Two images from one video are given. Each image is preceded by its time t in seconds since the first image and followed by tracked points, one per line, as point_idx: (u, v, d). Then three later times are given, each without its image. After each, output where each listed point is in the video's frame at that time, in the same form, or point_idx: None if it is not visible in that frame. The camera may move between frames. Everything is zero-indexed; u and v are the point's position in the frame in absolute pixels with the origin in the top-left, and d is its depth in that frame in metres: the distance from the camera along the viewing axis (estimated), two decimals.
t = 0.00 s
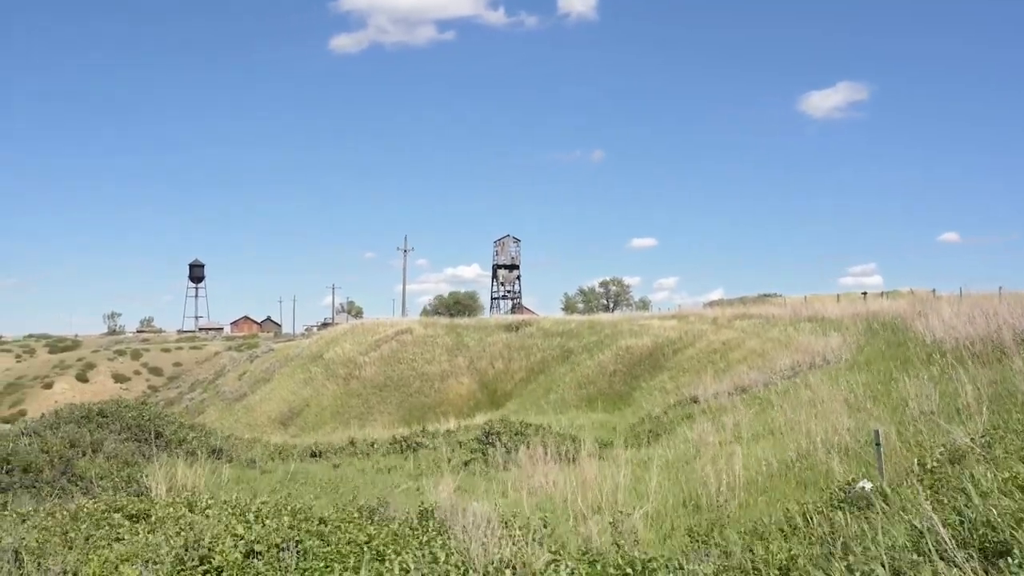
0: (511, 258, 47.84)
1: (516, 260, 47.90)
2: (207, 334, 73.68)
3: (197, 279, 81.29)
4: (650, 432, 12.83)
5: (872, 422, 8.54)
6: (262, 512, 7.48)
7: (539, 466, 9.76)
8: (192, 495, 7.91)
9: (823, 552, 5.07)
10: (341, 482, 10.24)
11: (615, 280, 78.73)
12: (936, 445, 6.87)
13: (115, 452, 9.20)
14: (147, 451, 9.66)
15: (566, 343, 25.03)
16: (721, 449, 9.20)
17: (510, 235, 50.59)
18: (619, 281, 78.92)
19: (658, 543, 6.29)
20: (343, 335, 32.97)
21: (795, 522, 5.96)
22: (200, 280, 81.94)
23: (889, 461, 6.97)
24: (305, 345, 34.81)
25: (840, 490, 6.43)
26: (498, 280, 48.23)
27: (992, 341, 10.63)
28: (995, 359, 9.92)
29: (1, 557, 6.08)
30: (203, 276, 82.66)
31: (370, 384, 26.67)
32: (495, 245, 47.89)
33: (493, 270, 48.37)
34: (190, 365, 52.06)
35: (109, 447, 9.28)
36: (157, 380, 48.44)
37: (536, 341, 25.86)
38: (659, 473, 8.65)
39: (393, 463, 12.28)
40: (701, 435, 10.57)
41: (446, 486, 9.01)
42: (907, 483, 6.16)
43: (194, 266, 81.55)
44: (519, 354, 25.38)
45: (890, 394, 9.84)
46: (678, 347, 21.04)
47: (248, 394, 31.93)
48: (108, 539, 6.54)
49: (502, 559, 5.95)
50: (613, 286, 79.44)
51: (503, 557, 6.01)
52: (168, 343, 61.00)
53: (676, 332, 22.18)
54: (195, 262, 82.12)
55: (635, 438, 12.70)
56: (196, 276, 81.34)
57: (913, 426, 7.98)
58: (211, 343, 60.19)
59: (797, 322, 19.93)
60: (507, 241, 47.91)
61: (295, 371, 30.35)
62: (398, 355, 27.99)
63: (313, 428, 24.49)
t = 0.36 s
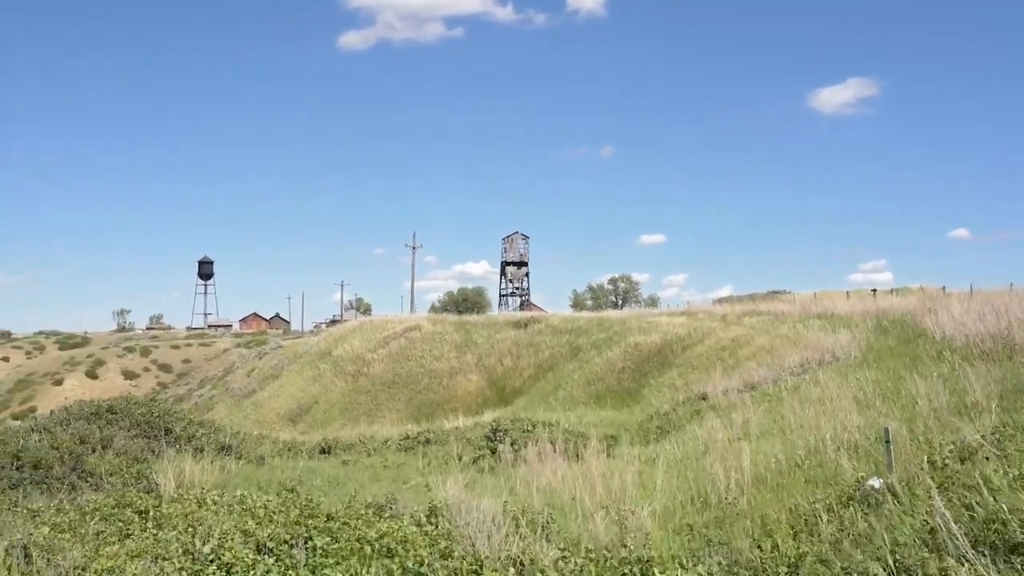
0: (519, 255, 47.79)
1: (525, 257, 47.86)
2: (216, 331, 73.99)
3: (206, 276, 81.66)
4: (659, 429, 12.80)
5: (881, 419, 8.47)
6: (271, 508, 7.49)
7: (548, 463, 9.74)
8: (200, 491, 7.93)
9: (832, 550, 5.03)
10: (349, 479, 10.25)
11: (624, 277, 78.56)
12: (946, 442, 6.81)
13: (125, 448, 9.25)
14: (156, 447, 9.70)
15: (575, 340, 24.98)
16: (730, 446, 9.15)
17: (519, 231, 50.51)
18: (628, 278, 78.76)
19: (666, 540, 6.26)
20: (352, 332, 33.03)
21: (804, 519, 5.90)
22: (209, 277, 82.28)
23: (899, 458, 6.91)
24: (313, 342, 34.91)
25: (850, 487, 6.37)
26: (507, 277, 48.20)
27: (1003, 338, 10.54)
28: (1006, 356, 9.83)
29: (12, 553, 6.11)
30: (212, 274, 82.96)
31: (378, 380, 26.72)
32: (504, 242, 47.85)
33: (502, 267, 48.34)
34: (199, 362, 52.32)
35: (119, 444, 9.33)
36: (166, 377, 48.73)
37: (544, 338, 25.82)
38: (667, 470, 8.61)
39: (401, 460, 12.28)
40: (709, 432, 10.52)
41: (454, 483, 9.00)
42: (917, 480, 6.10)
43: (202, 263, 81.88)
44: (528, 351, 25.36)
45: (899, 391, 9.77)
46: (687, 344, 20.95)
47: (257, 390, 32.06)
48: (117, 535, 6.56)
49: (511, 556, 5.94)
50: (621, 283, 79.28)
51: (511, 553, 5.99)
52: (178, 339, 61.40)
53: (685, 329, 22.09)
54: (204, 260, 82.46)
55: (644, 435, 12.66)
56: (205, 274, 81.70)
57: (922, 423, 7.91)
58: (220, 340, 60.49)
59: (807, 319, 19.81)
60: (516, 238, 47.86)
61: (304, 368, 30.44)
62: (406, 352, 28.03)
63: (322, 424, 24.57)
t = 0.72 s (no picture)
0: (529, 250, 47.73)
1: (535, 253, 47.79)
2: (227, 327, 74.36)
3: (217, 271, 82.13)
4: (669, 424, 12.72)
5: (892, 415, 8.38)
6: (282, 503, 7.50)
7: (558, 458, 9.70)
8: (211, 486, 7.95)
9: (843, 545, 4.97)
10: (360, 473, 10.26)
11: (634, 273, 78.38)
12: (959, 438, 6.72)
13: (136, 443, 9.29)
14: (167, 442, 9.74)
15: (585, 335, 24.91)
16: (740, 442, 9.08)
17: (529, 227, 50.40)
18: (639, 273, 78.57)
19: (677, 536, 6.21)
20: (362, 327, 33.11)
21: (815, 515, 5.83)
22: (219, 273, 82.74)
23: (912, 454, 6.83)
24: (323, 337, 35.02)
25: (861, 483, 6.30)
26: (517, 272, 48.15)
27: (1016, 334, 10.42)
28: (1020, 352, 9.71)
29: (24, 547, 6.13)
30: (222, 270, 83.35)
31: (389, 376, 26.77)
32: (514, 237, 47.80)
33: (512, 263, 48.30)
34: (209, 357, 52.59)
35: (130, 439, 9.37)
36: (176, 372, 49.05)
37: (554, 333, 25.77)
38: (677, 466, 8.56)
39: (411, 455, 12.28)
40: (720, 427, 10.46)
41: (464, 478, 8.98)
42: (928, 476, 6.01)
43: (213, 258, 82.27)
44: (538, 347, 25.32)
45: (911, 387, 9.67)
46: (698, 339, 20.84)
47: (268, 386, 32.21)
48: (129, 529, 6.59)
49: (521, 552, 5.91)
50: (631, 278, 79.05)
51: (521, 549, 5.97)
52: (188, 334, 61.75)
53: (695, 324, 21.98)
54: (215, 255, 82.82)
55: (654, 430, 12.60)
56: (215, 269, 82.15)
57: (934, 419, 7.82)
58: (230, 335, 60.80)
59: (818, 314, 19.68)
60: (526, 233, 47.80)
61: (314, 364, 30.54)
62: (417, 348, 28.05)
63: (333, 420, 24.64)
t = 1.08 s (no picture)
0: (539, 245, 47.66)
1: (544, 248, 47.73)
2: (237, 322, 74.70)
3: (227, 266, 82.56)
4: (679, 419, 12.68)
5: (903, 410, 8.31)
6: (291, 498, 7.52)
7: (567, 453, 9.68)
8: (221, 480, 7.98)
9: (853, 541, 4.92)
10: (369, 468, 10.27)
11: (644, 268, 78.20)
12: (970, 433, 6.65)
13: (146, 438, 9.33)
14: (177, 437, 9.78)
15: (594, 330, 24.85)
16: (750, 437, 9.02)
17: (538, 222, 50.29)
18: (648, 268, 78.36)
19: (687, 531, 6.18)
20: (371, 323, 33.17)
21: (825, 510, 5.78)
22: (229, 268, 83.11)
23: (922, 450, 6.76)
24: (333, 333, 35.11)
25: (871, 479, 6.25)
26: (526, 268, 48.11)
27: None
28: None
29: (35, 541, 6.17)
30: (231, 265, 83.70)
31: (398, 371, 26.82)
32: (523, 233, 47.74)
33: (521, 258, 48.25)
34: (219, 352, 52.88)
35: (140, 433, 9.42)
36: (187, 367, 49.38)
37: (563, 329, 25.72)
38: (687, 461, 8.51)
39: (421, 450, 12.29)
40: (729, 423, 10.40)
41: (473, 472, 8.98)
42: (939, 471, 5.96)
43: (222, 253, 82.64)
44: (547, 342, 25.28)
45: (922, 382, 9.59)
46: (708, 334, 20.75)
47: (277, 381, 32.35)
48: (140, 523, 6.62)
49: (530, 546, 5.90)
50: (641, 274, 78.83)
51: (530, 544, 5.96)
52: (198, 330, 62.11)
53: (705, 319, 21.89)
54: (225, 251, 83.20)
55: (663, 426, 12.55)
56: (225, 265, 82.56)
57: (946, 414, 7.75)
58: (240, 330, 61.11)
59: (828, 309, 19.55)
60: (535, 229, 47.74)
61: (324, 359, 30.63)
62: (426, 343, 28.09)
63: (342, 414, 24.72)
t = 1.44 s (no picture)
0: (549, 239, 47.54)
1: (555, 242, 47.61)
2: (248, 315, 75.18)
3: (238, 261, 83.01)
4: (690, 413, 12.61)
5: (916, 404, 8.21)
6: (302, 491, 7.53)
7: (578, 447, 9.64)
8: (232, 474, 8.01)
9: (865, 535, 4.86)
10: (380, 462, 10.28)
11: (654, 262, 77.96)
12: (983, 427, 6.57)
13: (158, 431, 9.38)
14: (189, 430, 9.82)
15: (605, 324, 24.77)
16: (762, 431, 8.95)
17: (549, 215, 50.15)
18: (659, 262, 78.08)
19: (697, 526, 6.14)
20: (382, 316, 33.23)
21: (837, 505, 5.72)
22: (240, 262, 83.49)
23: (935, 444, 6.68)
24: (344, 326, 35.20)
25: (883, 473, 6.18)
26: (537, 261, 48.02)
27: None
28: None
29: (49, 534, 6.21)
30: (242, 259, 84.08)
31: (408, 365, 26.86)
32: (534, 227, 47.65)
33: (532, 252, 48.17)
34: (231, 346, 53.21)
35: (152, 427, 9.46)
36: (198, 360, 49.75)
37: (574, 322, 25.65)
38: (697, 455, 8.45)
39: (431, 444, 12.29)
40: (740, 417, 10.33)
41: (483, 466, 8.97)
42: (951, 466, 5.89)
43: (234, 247, 83.04)
44: (558, 336, 25.23)
45: (934, 376, 9.47)
46: (719, 328, 20.63)
47: (288, 374, 32.51)
48: (152, 516, 6.65)
49: (541, 540, 5.88)
50: (652, 267, 78.57)
51: (541, 538, 5.93)
52: (210, 323, 62.55)
53: (716, 313, 21.75)
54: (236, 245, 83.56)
55: (674, 420, 12.48)
56: (236, 259, 82.96)
57: (958, 408, 7.65)
58: (251, 324, 61.44)
59: (839, 303, 19.40)
60: (546, 223, 47.62)
61: (335, 352, 30.73)
62: (436, 337, 28.11)
63: (353, 408, 24.82)
